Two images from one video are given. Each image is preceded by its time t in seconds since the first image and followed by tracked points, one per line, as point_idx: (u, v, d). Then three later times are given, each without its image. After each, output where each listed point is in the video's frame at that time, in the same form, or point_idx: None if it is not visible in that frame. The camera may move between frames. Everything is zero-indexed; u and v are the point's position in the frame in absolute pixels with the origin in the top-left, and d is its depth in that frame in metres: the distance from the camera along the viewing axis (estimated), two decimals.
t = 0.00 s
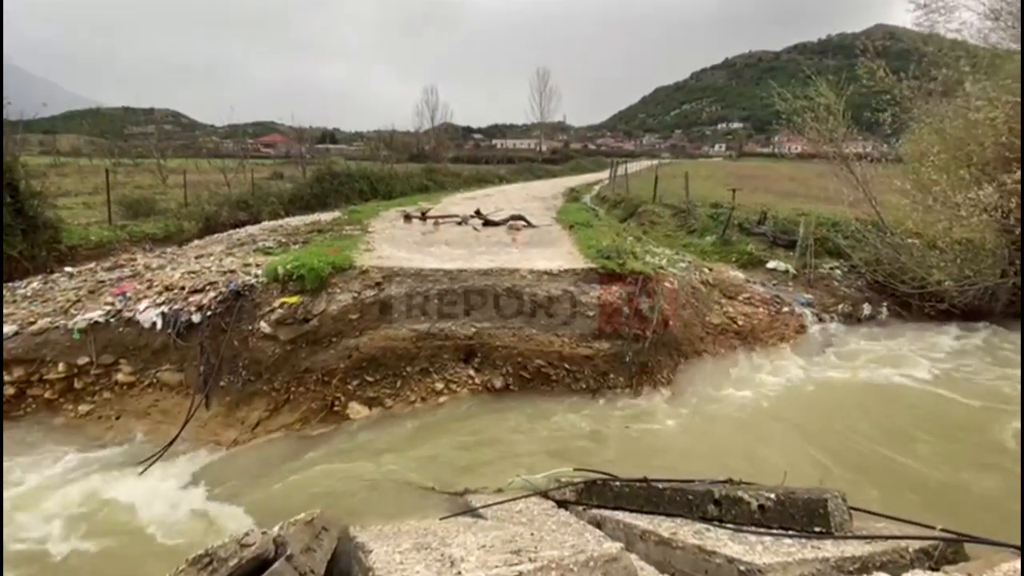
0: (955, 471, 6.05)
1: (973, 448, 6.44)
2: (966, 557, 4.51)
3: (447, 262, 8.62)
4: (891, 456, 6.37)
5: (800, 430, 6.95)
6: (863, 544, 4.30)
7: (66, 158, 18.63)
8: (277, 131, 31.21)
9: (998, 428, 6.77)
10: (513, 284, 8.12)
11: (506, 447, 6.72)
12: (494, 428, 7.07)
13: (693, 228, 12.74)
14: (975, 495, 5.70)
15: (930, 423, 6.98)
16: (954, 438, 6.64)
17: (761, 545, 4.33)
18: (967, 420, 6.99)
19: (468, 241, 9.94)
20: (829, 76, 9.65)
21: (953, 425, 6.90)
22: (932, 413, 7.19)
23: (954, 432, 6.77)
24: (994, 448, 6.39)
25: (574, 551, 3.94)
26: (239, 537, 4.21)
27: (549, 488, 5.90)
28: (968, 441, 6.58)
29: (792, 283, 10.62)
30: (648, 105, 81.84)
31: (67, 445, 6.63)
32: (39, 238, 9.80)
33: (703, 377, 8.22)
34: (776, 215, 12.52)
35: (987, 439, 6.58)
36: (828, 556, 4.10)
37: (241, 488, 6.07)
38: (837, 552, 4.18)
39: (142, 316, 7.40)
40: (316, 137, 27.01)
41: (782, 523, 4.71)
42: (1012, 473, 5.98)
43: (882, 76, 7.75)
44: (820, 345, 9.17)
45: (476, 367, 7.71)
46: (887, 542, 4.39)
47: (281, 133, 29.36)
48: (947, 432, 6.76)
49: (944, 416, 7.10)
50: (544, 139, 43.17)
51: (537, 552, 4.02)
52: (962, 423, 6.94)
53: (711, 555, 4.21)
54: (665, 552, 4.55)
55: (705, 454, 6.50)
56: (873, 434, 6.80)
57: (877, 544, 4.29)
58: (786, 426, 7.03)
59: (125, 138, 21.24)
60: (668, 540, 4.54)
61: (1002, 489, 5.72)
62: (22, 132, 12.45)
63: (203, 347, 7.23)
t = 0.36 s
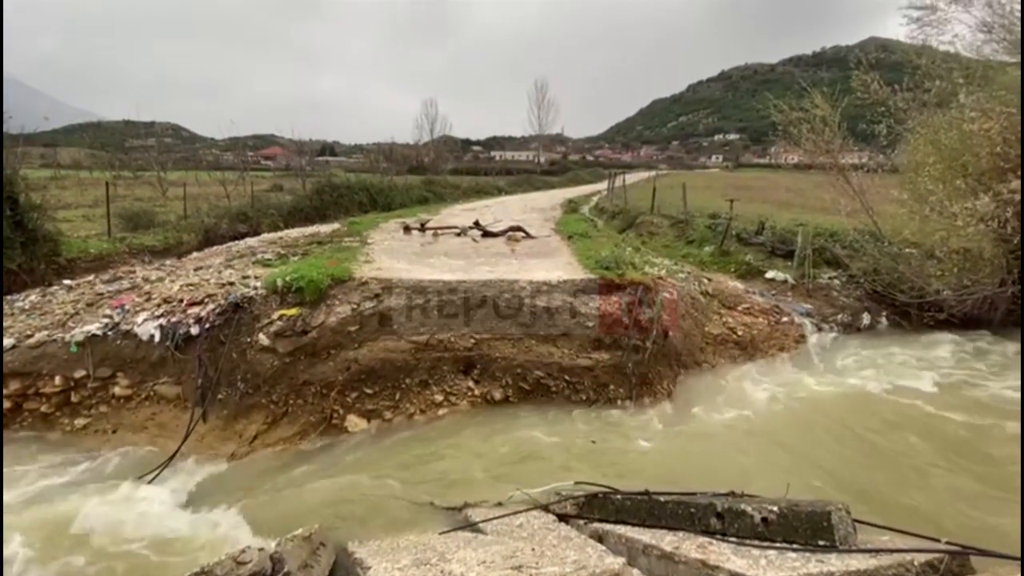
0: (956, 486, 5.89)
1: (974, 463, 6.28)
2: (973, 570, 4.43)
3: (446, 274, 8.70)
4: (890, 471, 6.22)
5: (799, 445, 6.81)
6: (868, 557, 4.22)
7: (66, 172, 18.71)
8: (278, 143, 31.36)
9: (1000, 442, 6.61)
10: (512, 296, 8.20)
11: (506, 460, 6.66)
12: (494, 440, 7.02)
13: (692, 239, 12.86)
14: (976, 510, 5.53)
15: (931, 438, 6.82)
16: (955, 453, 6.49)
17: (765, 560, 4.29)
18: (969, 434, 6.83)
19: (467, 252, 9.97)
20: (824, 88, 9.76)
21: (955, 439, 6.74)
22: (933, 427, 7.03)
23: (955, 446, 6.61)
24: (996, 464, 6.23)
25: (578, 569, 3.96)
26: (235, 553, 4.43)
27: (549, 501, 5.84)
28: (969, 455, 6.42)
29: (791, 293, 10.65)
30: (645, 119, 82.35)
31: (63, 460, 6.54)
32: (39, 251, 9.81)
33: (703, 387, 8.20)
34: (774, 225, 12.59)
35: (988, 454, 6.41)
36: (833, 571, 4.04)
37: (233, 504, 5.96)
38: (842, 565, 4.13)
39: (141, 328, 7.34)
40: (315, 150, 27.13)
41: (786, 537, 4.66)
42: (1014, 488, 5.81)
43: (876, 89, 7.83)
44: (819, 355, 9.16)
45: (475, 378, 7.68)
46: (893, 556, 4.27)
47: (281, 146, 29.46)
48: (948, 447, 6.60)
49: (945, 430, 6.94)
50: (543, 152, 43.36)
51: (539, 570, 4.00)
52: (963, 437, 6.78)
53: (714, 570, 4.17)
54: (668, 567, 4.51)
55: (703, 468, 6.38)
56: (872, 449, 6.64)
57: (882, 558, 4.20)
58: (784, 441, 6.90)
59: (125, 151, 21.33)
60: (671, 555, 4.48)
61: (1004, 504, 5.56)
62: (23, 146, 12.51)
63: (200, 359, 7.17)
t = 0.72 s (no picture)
0: (954, 504, 5.71)
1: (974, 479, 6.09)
2: None
3: (446, 281, 8.71)
4: (887, 489, 6.05)
5: (795, 460, 6.66)
6: (873, 566, 4.17)
7: (67, 180, 18.76)
8: (277, 151, 31.46)
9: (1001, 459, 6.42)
10: (512, 303, 8.18)
11: (506, 469, 6.61)
12: (495, 449, 6.97)
13: (692, 245, 12.92)
14: (975, 527, 5.38)
15: (931, 453, 6.63)
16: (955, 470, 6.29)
17: (769, 569, 4.26)
18: (969, 450, 6.65)
19: (467, 260, 9.98)
20: (820, 96, 9.82)
21: (955, 454, 6.57)
22: (933, 442, 6.86)
23: (955, 462, 6.43)
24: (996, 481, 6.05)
25: None
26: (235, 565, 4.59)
27: (550, 510, 5.79)
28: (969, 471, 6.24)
29: (791, 299, 10.67)
30: (642, 127, 82.64)
31: (60, 470, 6.49)
32: (38, 259, 9.81)
33: (703, 394, 8.18)
34: (773, 232, 12.63)
35: (989, 471, 6.22)
36: None
37: (231, 515, 5.90)
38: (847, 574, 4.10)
39: (140, 337, 7.30)
40: (314, 159, 27.19)
41: (789, 546, 4.64)
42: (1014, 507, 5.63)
43: (873, 96, 7.89)
44: (819, 362, 9.16)
45: (475, 386, 7.67)
46: (898, 565, 4.21)
47: (281, 154, 29.55)
48: (949, 463, 6.42)
49: (945, 446, 6.76)
50: (542, 159, 43.49)
51: None
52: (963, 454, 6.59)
53: None
54: None
55: (698, 483, 6.26)
56: (870, 464, 6.48)
57: (887, 567, 4.14)
58: (781, 455, 6.75)
59: (125, 159, 21.39)
60: (673, 564, 4.41)
61: (1004, 524, 5.37)
62: (23, 154, 12.54)
63: (199, 368, 7.14)
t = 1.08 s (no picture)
0: (948, 515, 5.60)
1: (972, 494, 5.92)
2: None
3: (446, 286, 8.69)
4: (882, 502, 5.90)
5: (790, 470, 6.51)
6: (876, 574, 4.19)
7: (67, 185, 18.78)
8: (277, 156, 31.52)
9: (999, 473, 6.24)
10: (512, 308, 8.19)
11: (507, 475, 6.58)
12: (495, 454, 6.95)
13: (691, 249, 12.95)
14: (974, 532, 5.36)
15: (928, 465, 6.47)
16: (952, 483, 6.12)
17: None
18: (967, 463, 6.47)
19: (467, 264, 9.98)
20: (818, 100, 9.85)
21: (951, 466, 6.40)
22: (929, 454, 6.69)
23: (952, 475, 6.25)
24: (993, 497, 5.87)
25: None
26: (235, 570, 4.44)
27: (551, 516, 5.76)
28: (966, 486, 6.06)
29: (791, 303, 10.68)
30: (641, 131, 82.76)
31: (59, 476, 6.45)
32: (38, 264, 9.81)
33: (704, 398, 8.17)
34: (773, 235, 12.65)
35: (986, 485, 6.05)
36: None
37: (231, 521, 5.86)
38: None
39: (139, 342, 7.31)
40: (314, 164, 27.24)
41: (792, 552, 4.62)
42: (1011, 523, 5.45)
43: (872, 99, 7.91)
44: (819, 365, 9.15)
45: (475, 391, 7.65)
46: (903, 571, 4.30)
47: (281, 158, 29.59)
48: (945, 476, 6.24)
49: (943, 458, 6.59)
50: (541, 163, 43.57)
51: None
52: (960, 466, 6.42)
53: None
54: None
55: (695, 488, 6.21)
56: (865, 476, 6.32)
57: None
58: (776, 465, 6.61)
59: (125, 164, 21.43)
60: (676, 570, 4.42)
61: (999, 543, 5.20)
62: (24, 158, 12.55)
63: (198, 372, 7.12)
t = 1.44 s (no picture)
0: (945, 514, 5.64)
1: (969, 505, 5.72)
2: None
3: (447, 286, 8.68)
4: (877, 516, 5.74)
5: (785, 480, 6.37)
6: None
7: (69, 186, 18.81)
8: (279, 157, 31.57)
9: (998, 479, 6.05)
10: (514, 308, 8.16)
11: (509, 476, 6.58)
12: (497, 455, 6.96)
13: (693, 250, 12.97)
14: (969, 529, 5.39)
15: (927, 476, 6.28)
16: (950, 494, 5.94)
17: None
18: (967, 472, 6.28)
19: (469, 265, 10.01)
20: (820, 100, 9.85)
21: (950, 472, 6.29)
22: (929, 464, 6.51)
23: (950, 486, 6.06)
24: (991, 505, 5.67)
25: None
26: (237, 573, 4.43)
27: (553, 517, 5.76)
28: (964, 496, 5.87)
29: (793, 304, 10.70)
30: (642, 133, 82.81)
31: (61, 478, 6.46)
32: (40, 265, 9.84)
33: (706, 399, 8.18)
34: (775, 237, 12.71)
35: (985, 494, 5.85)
36: None
37: (233, 523, 5.87)
38: None
39: (140, 343, 7.31)
40: (316, 166, 27.29)
41: (795, 554, 4.60)
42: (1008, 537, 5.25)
43: (874, 100, 7.90)
44: (821, 366, 9.15)
45: (476, 392, 7.66)
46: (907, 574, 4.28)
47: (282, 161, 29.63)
48: (944, 487, 6.05)
49: (942, 468, 6.40)
50: (542, 165, 43.65)
51: None
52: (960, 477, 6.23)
53: None
54: None
55: (697, 489, 6.23)
56: (862, 483, 6.22)
57: None
58: (771, 475, 6.47)
59: (127, 166, 21.49)
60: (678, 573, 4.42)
61: (992, 543, 5.17)
62: (26, 160, 12.58)
63: (200, 374, 7.12)
